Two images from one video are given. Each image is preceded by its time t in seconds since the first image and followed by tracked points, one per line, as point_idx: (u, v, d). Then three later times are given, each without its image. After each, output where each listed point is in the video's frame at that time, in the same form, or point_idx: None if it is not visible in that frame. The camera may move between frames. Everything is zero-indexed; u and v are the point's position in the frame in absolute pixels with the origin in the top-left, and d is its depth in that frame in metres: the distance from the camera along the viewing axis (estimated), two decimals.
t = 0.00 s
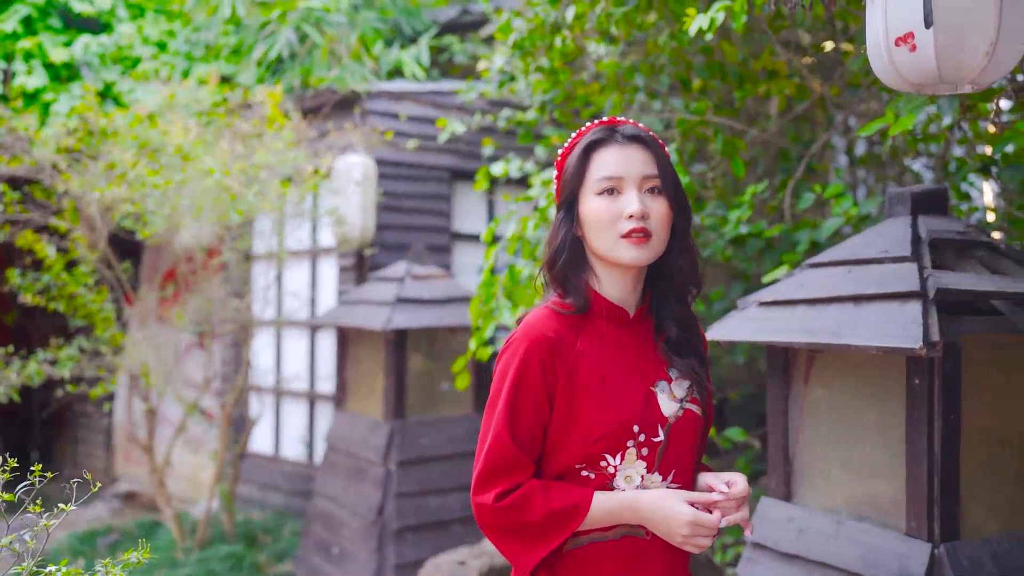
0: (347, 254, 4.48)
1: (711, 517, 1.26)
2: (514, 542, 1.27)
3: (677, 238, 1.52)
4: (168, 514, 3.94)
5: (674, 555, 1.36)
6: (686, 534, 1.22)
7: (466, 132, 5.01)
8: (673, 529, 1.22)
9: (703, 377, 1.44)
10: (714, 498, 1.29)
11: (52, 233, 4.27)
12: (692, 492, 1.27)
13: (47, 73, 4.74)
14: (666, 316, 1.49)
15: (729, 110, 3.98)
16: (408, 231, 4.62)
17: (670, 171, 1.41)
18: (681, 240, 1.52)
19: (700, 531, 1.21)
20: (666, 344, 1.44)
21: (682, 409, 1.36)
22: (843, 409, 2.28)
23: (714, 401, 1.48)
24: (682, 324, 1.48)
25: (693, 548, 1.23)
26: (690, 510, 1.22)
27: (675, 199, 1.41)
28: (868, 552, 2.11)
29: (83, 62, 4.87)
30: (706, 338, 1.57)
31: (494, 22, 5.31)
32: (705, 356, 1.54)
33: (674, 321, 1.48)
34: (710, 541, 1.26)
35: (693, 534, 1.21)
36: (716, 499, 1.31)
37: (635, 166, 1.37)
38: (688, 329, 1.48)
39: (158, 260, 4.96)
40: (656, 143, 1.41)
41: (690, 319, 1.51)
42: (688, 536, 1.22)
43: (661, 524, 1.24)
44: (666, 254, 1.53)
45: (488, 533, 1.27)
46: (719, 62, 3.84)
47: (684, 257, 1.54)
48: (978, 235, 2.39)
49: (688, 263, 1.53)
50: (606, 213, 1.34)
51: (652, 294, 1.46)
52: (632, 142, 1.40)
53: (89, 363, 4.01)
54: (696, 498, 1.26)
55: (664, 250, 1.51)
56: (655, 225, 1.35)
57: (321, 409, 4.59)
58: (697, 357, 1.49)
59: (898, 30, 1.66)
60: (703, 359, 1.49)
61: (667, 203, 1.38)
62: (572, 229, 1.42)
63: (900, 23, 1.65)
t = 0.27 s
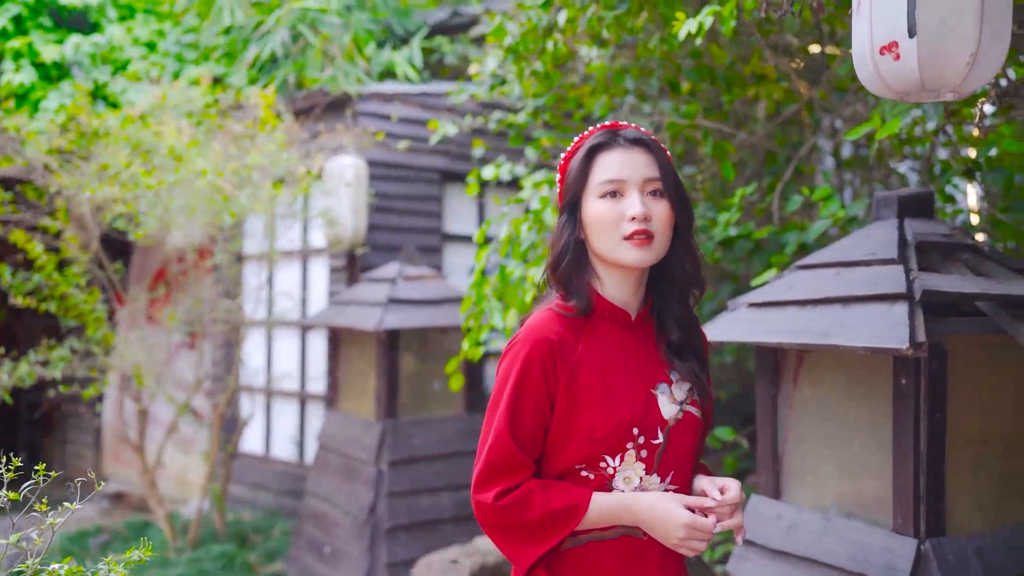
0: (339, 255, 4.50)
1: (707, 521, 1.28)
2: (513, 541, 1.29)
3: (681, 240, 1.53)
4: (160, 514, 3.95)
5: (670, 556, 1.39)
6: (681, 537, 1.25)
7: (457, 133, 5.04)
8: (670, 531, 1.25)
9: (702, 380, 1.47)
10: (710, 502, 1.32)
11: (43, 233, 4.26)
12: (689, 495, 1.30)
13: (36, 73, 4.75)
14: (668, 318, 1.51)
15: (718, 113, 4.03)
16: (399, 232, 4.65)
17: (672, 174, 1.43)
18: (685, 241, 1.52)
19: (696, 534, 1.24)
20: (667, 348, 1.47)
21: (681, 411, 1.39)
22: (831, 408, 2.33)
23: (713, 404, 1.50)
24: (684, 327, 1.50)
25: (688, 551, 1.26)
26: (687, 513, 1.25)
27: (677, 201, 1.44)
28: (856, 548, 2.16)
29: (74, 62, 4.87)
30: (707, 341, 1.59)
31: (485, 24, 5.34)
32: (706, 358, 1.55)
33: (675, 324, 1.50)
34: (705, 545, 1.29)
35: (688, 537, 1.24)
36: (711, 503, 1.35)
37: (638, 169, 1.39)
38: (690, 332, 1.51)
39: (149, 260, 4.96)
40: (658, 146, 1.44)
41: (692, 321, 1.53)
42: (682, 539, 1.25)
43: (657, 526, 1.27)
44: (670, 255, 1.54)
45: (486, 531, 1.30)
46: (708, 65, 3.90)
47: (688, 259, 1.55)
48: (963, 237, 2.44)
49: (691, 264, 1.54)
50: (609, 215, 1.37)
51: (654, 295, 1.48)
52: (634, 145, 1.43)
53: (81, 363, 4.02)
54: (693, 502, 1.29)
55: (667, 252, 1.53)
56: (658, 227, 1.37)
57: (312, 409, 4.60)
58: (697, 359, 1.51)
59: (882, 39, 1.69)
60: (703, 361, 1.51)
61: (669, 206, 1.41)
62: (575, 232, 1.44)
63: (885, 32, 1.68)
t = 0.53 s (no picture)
0: (328, 256, 4.51)
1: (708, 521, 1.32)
2: (516, 540, 1.33)
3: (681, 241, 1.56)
4: (149, 515, 3.95)
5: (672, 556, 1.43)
6: (685, 538, 1.29)
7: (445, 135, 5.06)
8: (672, 532, 1.29)
9: (702, 381, 1.50)
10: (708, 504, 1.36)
11: (31, 233, 4.25)
12: (690, 497, 1.33)
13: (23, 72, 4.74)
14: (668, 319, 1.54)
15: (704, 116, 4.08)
16: (387, 233, 4.66)
17: (673, 177, 1.46)
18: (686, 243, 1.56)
19: (697, 534, 1.28)
20: (668, 350, 1.49)
21: (683, 412, 1.42)
22: (818, 407, 2.37)
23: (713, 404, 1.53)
24: (685, 329, 1.53)
25: (690, 551, 1.30)
26: (688, 514, 1.29)
27: (678, 204, 1.47)
28: (844, 546, 2.20)
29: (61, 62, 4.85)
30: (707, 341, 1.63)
31: (474, 26, 5.37)
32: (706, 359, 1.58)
33: (676, 326, 1.52)
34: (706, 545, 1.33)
35: (690, 538, 1.28)
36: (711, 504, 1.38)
37: (639, 173, 1.43)
38: (691, 333, 1.54)
39: (137, 260, 4.96)
40: (658, 150, 1.48)
41: (692, 322, 1.56)
42: (684, 540, 1.29)
43: (659, 527, 1.30)
44: (670, 257, 1.57)
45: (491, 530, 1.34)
46: (696, 69, 3.94)
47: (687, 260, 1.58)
48: (947, 240, 2.49)
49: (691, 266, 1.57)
50: (610, 218, 1.40)
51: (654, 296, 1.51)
52: (635, 149, 1.46)
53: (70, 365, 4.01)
54: (694, 503, 1.33)
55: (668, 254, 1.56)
56: (659, 230, 1.41)
57: (301, 409, 4.61)
58: (697, 360, 1.54)
59: (866, 50, 1.73)
60: (703, 362, 1.54)
61: (669, 209, 1.44)
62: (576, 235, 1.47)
63: (869, 43, 1.71)
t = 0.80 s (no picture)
0: (318, 257, 4.52)
1: (714, 522, 1.34)
2: (525, 545, 1.35)
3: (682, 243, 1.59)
4: (139, 516, 3.94)
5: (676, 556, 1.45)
6: (695, 539, 1.31)
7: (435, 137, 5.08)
8: (679, 533, 1.31)
9: (704, 382, 1.53)
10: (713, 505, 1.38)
11: (20, 234, 4.24)
12: (696, 498, 1.36)
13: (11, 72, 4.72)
14: (669, 322, 1.57)
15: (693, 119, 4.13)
16: (377, 234, 4.68)
17: (672, 180, 1.49)
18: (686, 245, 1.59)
19: (705, 536, 1.30)
20: (670, 351, 1.53)
21: (687, 413, 1.45)
22: (806, 406, 2.41)
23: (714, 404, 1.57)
24: (685, 329, 1.57)
25: (697, 552, 1.32)
26: (696, 516, 1.31)
27: (678, 207, 1.50)
28: (832, 542, 2.25)
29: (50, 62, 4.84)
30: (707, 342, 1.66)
31: (464, 28, 5.40)
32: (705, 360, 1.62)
33: (676, 327, 1.56)
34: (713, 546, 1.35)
35: (698, 539, 1.30)
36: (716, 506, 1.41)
37: (640, 177, 1.45)
38: (691, 336, 1.58)
39: (125, 261, 4.96)
40: (658, 154, 1.50)
41: (692, 324, 1.59)
42: (693, 541, 1.31)
43: (668, 529, 1.32)
44: (671, 259, 1.60)
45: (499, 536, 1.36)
46: (684, 72, 3.99)
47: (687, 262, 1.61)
48: (931, 243, 2.54)
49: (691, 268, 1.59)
50: (612, 222, 1.43)
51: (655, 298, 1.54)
52: (635, 153, 1.49)
53: (60, 366, 4.00)
54: (701, 504, 1.35)
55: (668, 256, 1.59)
56: (659, 233, 1.43)
57: (291, 410, 4.61)
58: (697, 361, 1.58)
59: (854, 60, 1.77)
60: (703, 364, 1.58)
61: (670, 212, 1.47)
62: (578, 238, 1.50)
63: (857, 53, 1.75)
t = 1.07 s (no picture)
0: (307, 258, 4.54)
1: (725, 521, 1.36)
2: (535, 551, 1.38)
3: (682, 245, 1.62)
4: (127, 516, 3.94)
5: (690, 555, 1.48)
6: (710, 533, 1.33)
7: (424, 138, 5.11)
8: (690, 534, 1.33)
9: (709, 382, 1.58)
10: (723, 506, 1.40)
11: (7, 234, 4.23)
12: (707, 499, 1.38)
13: None
14: (672, 325, 1.62)
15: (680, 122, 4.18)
16: (365, 235, 4.70)
17: (672, 183, 1.53)
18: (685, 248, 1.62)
19: (715, 536, 1.32)
20: (674, 353, 1.58)
21: (693, 414, 1.49)
22: (792, 406, 2.46)
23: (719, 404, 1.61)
24: (686, 330, 1.62)
25: (709, 552, 1.34)
26: (706, 516, 1.33)
27: (678, 209, 1.53)
28: (817, 539, 2.30)
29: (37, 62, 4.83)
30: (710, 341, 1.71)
31: (452, 31, 5.44)
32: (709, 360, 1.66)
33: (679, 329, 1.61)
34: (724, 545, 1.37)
35: (709, 539, 1.32)
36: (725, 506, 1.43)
37: (639, 180, 1.49)
38: (694, 338, 1.63)
39: (113, 261, 4.96)
40: (657, 156, 1.54)
41: (694, 325, 1.64)
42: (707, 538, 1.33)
43: (679, 529, 1.34)
44: (671, 261, 1.64)
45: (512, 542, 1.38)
46: (671, 76, 4.04)
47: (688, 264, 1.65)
48: (915, 246, 2.60)
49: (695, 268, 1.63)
50: (614, 226, 1.46)
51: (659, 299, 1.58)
52: (633, 156, 1.52)
53: (48, 366, 4.00)
54: (711, 504, 1.37)
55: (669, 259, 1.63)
56: (660, 235, 1.47)
57: (279, 410, 4.62)
58: (700, 362, 1.62)
59: (843, 70, 1.81)
60: (707, 364, 1.62)
61: (670, 214, 1.50)
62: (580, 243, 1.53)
63: (845, 63, 1.80)
